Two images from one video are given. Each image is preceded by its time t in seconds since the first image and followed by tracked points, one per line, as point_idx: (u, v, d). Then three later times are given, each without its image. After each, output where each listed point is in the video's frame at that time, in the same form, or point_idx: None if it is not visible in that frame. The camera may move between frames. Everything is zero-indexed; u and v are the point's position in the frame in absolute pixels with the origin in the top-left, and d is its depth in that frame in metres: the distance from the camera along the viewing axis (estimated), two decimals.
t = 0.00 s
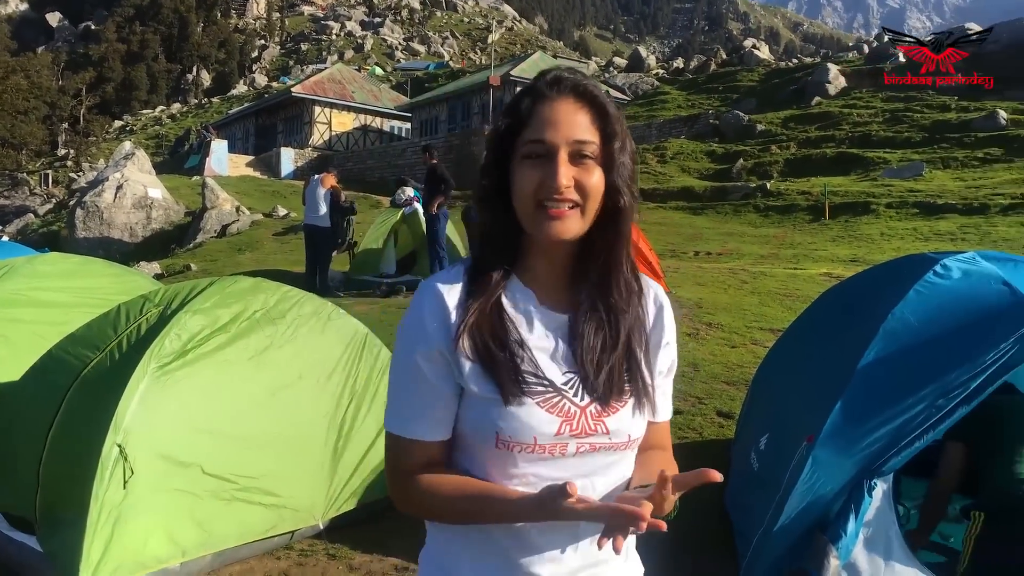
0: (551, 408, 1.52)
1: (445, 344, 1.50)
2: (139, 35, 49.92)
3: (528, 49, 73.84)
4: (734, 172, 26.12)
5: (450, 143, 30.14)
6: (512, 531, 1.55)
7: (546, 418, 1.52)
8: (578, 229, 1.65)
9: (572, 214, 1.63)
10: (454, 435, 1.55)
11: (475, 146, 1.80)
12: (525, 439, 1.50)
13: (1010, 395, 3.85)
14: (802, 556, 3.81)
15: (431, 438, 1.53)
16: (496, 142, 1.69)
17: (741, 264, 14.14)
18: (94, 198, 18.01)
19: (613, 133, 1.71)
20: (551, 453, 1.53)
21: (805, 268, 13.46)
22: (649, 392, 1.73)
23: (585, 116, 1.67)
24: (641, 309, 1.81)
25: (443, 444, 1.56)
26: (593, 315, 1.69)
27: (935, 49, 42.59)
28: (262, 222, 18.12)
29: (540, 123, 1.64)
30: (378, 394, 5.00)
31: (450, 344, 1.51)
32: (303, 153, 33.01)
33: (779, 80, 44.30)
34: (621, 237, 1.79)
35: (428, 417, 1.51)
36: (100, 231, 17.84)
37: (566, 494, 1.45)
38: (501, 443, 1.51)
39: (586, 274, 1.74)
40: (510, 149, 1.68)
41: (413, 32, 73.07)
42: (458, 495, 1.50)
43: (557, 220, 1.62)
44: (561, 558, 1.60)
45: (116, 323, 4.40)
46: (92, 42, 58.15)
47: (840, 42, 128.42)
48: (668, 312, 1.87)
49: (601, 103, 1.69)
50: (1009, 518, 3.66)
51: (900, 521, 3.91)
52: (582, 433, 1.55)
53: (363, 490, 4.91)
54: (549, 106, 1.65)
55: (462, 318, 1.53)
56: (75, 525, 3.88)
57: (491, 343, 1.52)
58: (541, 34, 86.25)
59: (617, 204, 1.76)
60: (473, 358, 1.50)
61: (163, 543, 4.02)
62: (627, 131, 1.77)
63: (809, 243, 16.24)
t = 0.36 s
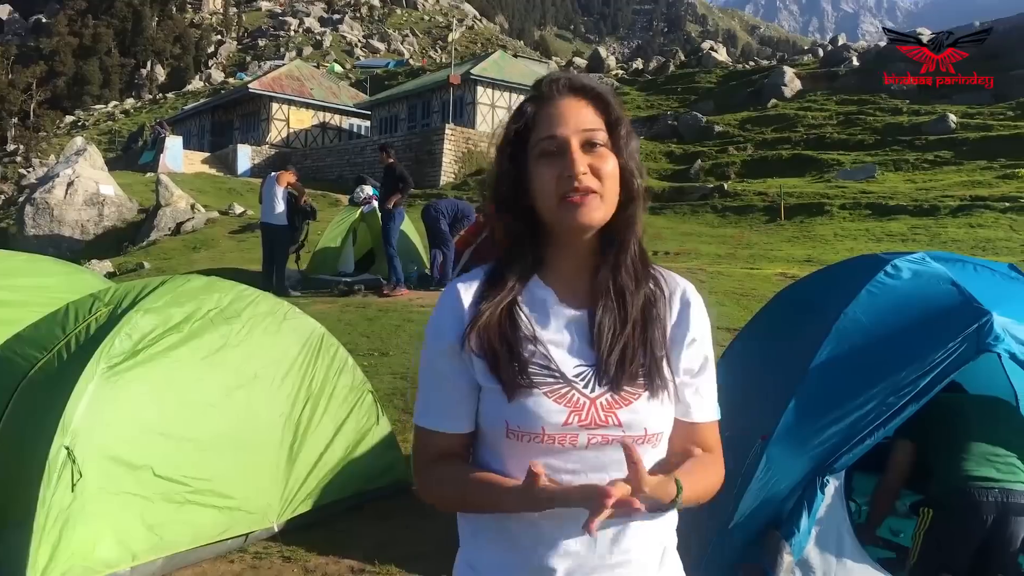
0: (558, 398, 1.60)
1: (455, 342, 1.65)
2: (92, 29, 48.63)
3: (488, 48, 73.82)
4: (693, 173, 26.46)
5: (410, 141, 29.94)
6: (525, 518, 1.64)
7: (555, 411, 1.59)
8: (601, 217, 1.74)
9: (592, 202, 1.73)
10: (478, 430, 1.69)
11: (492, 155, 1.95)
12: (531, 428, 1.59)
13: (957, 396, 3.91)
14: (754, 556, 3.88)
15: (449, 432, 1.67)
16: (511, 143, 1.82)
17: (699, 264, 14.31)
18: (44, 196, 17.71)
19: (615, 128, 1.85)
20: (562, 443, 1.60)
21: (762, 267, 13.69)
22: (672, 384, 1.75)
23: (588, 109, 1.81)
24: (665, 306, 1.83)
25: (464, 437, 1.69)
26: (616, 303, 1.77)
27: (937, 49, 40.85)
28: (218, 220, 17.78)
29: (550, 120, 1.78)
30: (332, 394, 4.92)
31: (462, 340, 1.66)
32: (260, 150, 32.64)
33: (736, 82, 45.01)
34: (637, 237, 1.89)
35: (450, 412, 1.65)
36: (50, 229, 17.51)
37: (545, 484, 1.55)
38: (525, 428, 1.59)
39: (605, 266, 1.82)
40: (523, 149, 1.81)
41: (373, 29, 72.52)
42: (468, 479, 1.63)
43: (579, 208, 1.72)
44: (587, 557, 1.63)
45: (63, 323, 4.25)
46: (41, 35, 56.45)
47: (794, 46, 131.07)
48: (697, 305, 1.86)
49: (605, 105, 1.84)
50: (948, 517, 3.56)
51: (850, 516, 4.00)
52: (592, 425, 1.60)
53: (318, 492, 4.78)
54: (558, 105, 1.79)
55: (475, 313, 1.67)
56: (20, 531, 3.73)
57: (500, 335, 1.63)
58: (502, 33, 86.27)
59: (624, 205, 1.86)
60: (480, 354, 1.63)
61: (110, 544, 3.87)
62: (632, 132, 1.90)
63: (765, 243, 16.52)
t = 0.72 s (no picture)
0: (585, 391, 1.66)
1: (488, 335, 1.73)
2: (44, 23, 47.34)
3: (450, 46, 73.61)
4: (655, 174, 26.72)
5: (371, 140, 29.67)
6: (553, 499, 1.63)
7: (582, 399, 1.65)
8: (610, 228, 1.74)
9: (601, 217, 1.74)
10: (511, 421, 1.73)
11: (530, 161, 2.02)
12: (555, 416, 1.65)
13: (910, 394, 4.01)
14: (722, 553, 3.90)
15: (484, 422, 1.72)
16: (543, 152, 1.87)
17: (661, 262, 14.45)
18: None
19: (639, 130, 1.77)
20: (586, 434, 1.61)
21: (722, 267, 13.86)
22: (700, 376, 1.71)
23: (609, 125, 1.77)
24: (692, 302, 1.76)
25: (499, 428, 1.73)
26: (648, 300, 1.73)
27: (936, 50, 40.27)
28: (176, 218, 17.43)
29: (575, 130, 1.79)
30: (292, 394, 4.86)
31: (500, 328, 1.73)
32: (218, 148, 32.12)
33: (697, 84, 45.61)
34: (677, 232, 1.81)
35: (485, 398, 1.71)
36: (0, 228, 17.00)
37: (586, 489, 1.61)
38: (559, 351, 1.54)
39: (630, 265, 1.78)
40: (550, 159, 1.87)
41: (333, 27, 71.94)
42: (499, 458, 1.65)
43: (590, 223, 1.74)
44: (615, 542, 1.59)
45: (13, 324, 4.12)
46: None
47: (751, 48, 133.36)
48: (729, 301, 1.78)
49: (633, 113, 1.79)
50: (904, 513, 3.63)
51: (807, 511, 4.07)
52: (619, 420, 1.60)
53: (279, 493, 4.67)
54: (589, 114, 1.79)
55: (506, 310, 1.74)
56: None
57: (531, 329, 1.69)
58: (464, 32, 86.20)
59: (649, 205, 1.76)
60: (513, 342, 1.70)
61: (63, 550, 3.68)
62: (668, 135, 1.86)
63: (725, 242, 16.75)
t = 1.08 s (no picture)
0: (580, 395, 1.67)
1: (490, 343, 1.74)
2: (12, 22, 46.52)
3: (426, 46, 73.46)
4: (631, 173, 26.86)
5: (347, 140, 29.45)
6: (553, 499, 1.64)
7: (573, 404, 1.66)
8: (622, 236, 1.76)
9: (612, 223, 1.75)
10: (512, 425, 1.74)
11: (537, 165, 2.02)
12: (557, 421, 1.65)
13: (883, 391, 4.05)
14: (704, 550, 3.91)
15: (484, 425, 1.73)
16: (555, 150, 1.87)
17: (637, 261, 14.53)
18: None
19: (658, 147, 1.80)
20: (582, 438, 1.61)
21: (697, 266, 13.95)
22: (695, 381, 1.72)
23: (634, 133, 1.78)
24: (689, 309, 1.77)
25: (496, 435, 1.74)
26: (651, 304, 1.74)
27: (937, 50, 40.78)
28: (149, 219, 17.21)
29: (594, 137, 1.78)
30: (267, 395, 4.82)
31: (501, 333, 1.74)
32: (192, 148, 31.77)
33: (673, 84, 45.92)
34: (681, 240, 1.83)
35: (486, 402, 1.72)
36: None
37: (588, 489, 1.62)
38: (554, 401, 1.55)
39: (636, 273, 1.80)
40: (562, 162, 1.86)
41: (309, 26, 71.55)
42: (506, 462, 1.65)
43: (603, 228, 1.75)
44: (611, 536, 1.60)
45: None
46: None
47: (727, 49, 134.54)
48: (727, 305, 1.80)
49: (650, 121, 1.80)
50: (876, 509, 3.67)
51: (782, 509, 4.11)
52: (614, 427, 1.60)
53: (254, 495, 4.61)
54: (606, 121, 1.79)
55: (507, 319, 1.74)
56: None
57: (532, 335, 1.69)
58: (440, 33, 86.11)
59: (663, 213, 1.81)
60: (511, 351, 1.70)
61: (35, 555, 3.60)
62: (676, 146, 1.88)
63: (701, 241, 16.85)
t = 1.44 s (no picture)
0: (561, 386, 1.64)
1: (474, 335, 1.74)
2: None
3: (405, 44, 73.22)
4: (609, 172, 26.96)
5: (325, 138, 29.24)
6: (534, 495, 1.64)
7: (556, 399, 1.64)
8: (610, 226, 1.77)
9: (601, 209, 1.75)
10: (493, 421, 1.73)
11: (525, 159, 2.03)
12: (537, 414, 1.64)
13: (859, 388, 4.11)
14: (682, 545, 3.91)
15: (465, 422, 1.73)
16: (548, 143, 1.89)
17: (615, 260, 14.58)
18: None
19: (650, 142, 1.83)
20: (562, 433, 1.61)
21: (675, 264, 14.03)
22: (674, 378, 1.74)
23: (627, 126, 1.81)
24: (671, 305, 1.79)
25: (479, 429, 1.73)
26: (635, 297, 1.76)
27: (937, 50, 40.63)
28: (125, 217, 17.01)
29: (588, 126, 1.81)
30: (244, 396, 4.79)
31: (487, 323, 1.74)
32: (168, 146, 31.41)
33: (651, 83, 46.15)
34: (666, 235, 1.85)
35: (468, 397, 1.71)
36: None
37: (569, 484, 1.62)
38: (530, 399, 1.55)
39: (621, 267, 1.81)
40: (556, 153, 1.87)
41: (286, 24, 71.03)
42: (487, 457, 1.65)
43: (593, 214, 1.75)
44: (593, 533, 1.60)
45: None
46: None
47: (705, 48, 135.41)
48: (706, 304, 1.81)
49: (639, 113, 1.84)
50: (851, 504, 3.70)
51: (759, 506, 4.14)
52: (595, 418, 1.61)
53: (230, 496, 4.57)
54: (599, 114, 1.82)
55: (493, 312, 1.74)
56: None
57: (517, 327, 1.69)
58: (419, 30, 85.82)
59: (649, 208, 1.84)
60: (496, 342, 1.69)
61: (8, 557, 3.54)
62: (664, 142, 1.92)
63: (680, 240, 16.95)
